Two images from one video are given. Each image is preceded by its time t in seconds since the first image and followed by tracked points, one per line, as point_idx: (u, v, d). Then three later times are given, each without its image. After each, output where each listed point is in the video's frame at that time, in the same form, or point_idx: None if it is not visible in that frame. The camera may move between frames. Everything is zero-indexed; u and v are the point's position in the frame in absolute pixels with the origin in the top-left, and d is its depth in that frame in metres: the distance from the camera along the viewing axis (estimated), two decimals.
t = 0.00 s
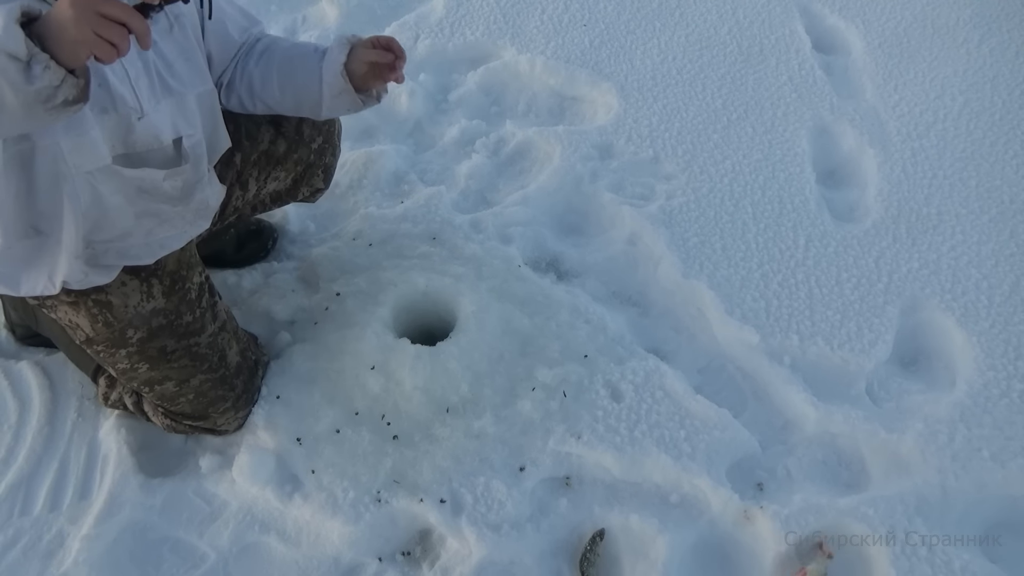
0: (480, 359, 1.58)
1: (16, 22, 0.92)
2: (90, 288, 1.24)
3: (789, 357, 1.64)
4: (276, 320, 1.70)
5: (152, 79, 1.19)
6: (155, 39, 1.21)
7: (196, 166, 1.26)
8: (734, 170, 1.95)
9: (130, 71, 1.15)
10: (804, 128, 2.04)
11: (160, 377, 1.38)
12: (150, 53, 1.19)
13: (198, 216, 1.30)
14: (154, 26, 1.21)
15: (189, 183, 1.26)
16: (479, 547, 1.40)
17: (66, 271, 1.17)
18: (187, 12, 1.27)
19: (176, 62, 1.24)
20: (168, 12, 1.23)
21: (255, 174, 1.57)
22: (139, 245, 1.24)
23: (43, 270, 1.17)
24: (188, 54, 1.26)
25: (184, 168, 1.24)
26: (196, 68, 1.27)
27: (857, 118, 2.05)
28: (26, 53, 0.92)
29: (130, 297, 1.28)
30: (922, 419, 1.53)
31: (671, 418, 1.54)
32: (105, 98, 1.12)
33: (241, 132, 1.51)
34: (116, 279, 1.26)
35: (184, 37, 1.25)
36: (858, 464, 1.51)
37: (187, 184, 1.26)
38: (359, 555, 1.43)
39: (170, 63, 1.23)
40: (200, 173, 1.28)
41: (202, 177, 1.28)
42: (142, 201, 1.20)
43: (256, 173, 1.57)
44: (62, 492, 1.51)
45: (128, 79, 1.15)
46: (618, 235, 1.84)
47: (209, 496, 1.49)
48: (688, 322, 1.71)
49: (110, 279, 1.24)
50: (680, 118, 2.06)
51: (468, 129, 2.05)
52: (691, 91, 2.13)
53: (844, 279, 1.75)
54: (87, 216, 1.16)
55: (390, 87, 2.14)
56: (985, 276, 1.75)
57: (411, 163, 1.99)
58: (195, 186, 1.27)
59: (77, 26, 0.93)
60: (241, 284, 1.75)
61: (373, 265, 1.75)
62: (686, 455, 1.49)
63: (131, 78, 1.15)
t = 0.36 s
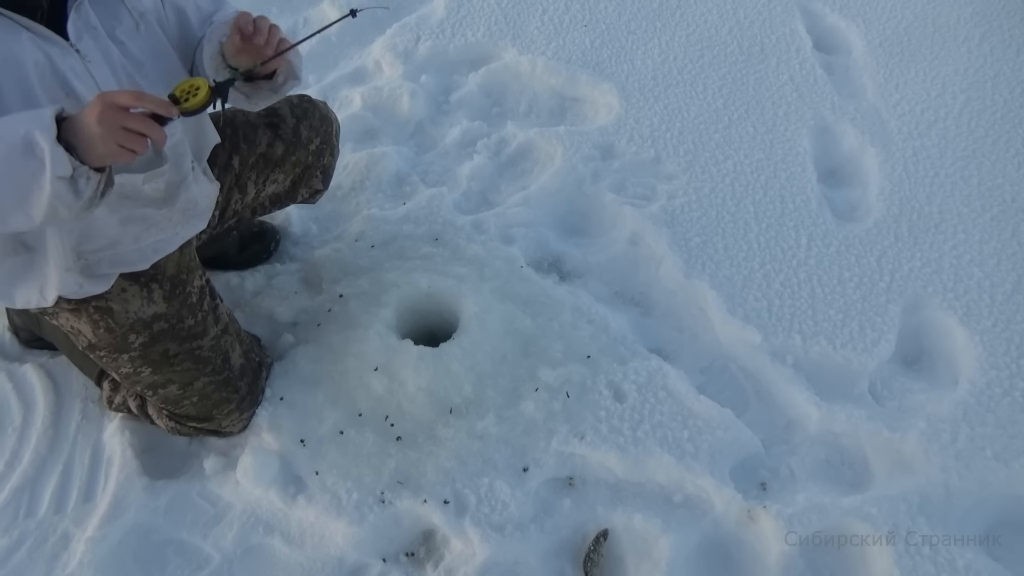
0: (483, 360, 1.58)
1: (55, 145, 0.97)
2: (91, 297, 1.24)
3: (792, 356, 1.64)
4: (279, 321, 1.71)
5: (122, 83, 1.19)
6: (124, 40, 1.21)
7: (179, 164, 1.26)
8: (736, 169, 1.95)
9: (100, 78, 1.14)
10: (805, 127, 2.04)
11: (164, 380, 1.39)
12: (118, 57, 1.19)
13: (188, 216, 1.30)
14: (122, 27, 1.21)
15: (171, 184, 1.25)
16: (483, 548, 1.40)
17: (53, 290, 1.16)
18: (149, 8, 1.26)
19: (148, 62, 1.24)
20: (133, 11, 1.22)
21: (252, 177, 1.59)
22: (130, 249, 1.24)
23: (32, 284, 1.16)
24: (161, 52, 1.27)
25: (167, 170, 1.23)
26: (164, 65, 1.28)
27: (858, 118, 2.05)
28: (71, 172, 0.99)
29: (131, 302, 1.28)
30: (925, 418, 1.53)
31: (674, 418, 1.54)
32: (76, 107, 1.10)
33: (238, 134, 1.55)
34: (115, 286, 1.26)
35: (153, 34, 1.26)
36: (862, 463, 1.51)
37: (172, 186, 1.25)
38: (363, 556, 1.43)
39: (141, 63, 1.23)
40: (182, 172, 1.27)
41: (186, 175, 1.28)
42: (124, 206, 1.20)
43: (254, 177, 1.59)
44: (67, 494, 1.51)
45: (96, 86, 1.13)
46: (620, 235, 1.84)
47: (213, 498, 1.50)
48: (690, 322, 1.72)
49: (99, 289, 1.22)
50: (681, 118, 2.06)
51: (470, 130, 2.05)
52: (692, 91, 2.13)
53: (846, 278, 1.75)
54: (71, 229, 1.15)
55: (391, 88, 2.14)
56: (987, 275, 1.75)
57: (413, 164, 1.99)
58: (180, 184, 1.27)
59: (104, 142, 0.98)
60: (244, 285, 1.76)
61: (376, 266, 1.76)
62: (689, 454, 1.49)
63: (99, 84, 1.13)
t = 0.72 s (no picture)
0: (486, 362, 1.59)
1: (100, 193, 1.07)
2: (96, 304, 1.24)
3: (795, 358, 1.64)
4: (283, 323, 1.71)
5: (114, 94, 1.21)
6: (112, 50, 1.21)
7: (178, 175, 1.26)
8: (739, 172, 1.96)
9: (90, 90, 1.17)
10: (808, 130, 2.04)
11: (168, 383, 1.39)
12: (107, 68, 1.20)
13: (190, 223, 1.29)
14: (111, 37, 1.21)
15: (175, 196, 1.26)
16: (487, 550, 1.40)
17: (39, 294, 1.16)
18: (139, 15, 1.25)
19: (139, 70, 1.25)
20: (122, 20, 1.22)
21: (257, 182, 1.60)
22: (135, 261, 1.23)
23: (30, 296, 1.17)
24: (152, 59, 1.27)
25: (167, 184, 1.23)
26: (157, 72, 1.28)
27: (861, 120, 2.05)
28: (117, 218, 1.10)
29: (134, 306, 1.29)
30: (929, 420, 1.53)
31: (677, 421, 1.54)
32: (66, 122, 1.15)
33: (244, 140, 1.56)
34: (118, 289, 1.26)
35: (142, 40, 1.26)
36: (865, 466, 1.51)
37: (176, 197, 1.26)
38: (367, 558, 1.43)
39: (134, 74, 1.24)
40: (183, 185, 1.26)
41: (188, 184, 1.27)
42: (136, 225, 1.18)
43: (259, 182, 1.60)
44: (71, 495, 1.51)
45: (87, 100, 1.16)
46: (623, 237, 1.85)
47: (217, 499, 1.50)
48: (694, 324, 1.72)
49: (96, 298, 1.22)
50: (684, 120, 2.06)
51: (473, 132, 2.06)
52: (695, 94, 2.13)
53: (849, 281, 1.76)
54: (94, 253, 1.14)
55: (395, 91, 2.14)
56: (990, 277, 1.75)
57: (416, 167, 2.00)
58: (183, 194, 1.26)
59: (136, 183, 1.08)
60: (248, 288, 1.76)
61: (380, 268, 1.76)
62: (693, 456, 1.49)
63: (90, 98, 1.16)
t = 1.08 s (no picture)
0: (489, 363, 1.59)
1: (134, 223, 1.11)
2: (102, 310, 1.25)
3: (797, 359, 1.64)
4: (285, 324, 1.71)
5: (129, 105, 1.23)
6: (129, 62, 1.22)
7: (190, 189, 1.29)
8: (740, 172, 1.96)
9: (107, 103, 1.18)
10: (810, 131, 2.04)
11: (171, 384, 1.39)
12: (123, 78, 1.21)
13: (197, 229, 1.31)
14: (127, 48, 1.22)
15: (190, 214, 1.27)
16: (490, 551, 1.40)
17: (49, 300, 1.16)
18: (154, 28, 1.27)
19: (153, 80, 1.27)
20: (138, 32, 1.24)
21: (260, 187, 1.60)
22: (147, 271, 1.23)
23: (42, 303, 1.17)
24: (164, 70, 1.29)
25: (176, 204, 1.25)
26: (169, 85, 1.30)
27: (863, 121, 2.05)
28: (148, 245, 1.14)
29: (138, 307, 1.29)
30: (931, 420, 1.53)
31: (680, 421, 1.54)
32: (82, 133, 1.16)
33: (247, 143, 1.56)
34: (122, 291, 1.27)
35: (156, 52, 1.27)
36: (868, 466, 1.51)
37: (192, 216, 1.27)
38: (370, 559, 1.43)
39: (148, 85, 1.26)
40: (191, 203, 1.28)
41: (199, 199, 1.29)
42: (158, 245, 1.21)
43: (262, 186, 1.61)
44: (75, 496, 1.52)
45: (102, 111, 1.17)
46: (626, 238, 1.85)
47: (220, 500, 1.50)
48: (696, 325, 1.72)
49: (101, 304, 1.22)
50: (686, 121, 2.06)
51: (475, 133, 2.06)
52: (697, 95, 2.13)
53: (851, 281, 1.76)
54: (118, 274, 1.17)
55: (397, 92, 2.15)
56: (992, 277, 1.75)
57: (418, 168, 2.00)
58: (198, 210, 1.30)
59: (169, 217, 1.12)
60: (251, 289, 1.77)
61: (382, 269, 1.76)
62: (695, 457, 1.49)
63: (106, 110, 1.18)
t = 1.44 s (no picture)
0: (492, 364, 1.59)
1: (169, 255, 1.16)
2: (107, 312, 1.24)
3: (800, 362, 1.64)
4: (289, 325, 1.71)
5: (156, 110, 1.26)
6: (158, 68, 1.26)
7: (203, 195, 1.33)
8: (744, 175, 1.96)
9: (137, 108, 1.21)
10: (815, 133, 2.04)
11: (174, 384, 1.39)
12: (151, 84, 1.24)
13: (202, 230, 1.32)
14: (156, 54, 1.26)
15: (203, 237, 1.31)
16: (492, 553, 1.40)
17: (63, 307, 1.17)
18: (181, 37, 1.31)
19: (177, 85, 1.30)
20: (167, 39, 1.27)
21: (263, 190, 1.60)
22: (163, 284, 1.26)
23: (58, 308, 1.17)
24: (186, 77, 1.33)
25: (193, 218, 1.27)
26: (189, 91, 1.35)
27: (867, 124, 2.05)
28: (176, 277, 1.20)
29: (142, 307, 1.29)
30: (935, 425, 1.53)
31: (683, 424, 1.54)
32: (111, 137, 1.18)
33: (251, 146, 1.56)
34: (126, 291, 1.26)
35: (181, 59, 1.31)
36: (871, 470, 1.50)
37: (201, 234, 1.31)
38: (372, 560, 1.43)
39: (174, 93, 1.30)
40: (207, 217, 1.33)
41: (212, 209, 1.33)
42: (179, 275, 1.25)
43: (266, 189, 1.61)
44: (77, 496, 1.52)
45: (131, 115, 1.20)
46: (629, 240, 1.85)
47: (223, 501, 1.50)
48: (699, 328, 1.72)
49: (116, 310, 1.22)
50: (690, 123, 2.06)
51: (479, 135, 2.06)
52: (701, 97, 2.13)
53: (855, 284, 1.75)
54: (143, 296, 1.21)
55: (401, 93, 2.15)
56: (996, 281, 1.75)
57: (422, 169, 2.00)
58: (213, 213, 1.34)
59: (204, 251, 1.19)
60: (254, 290, 1.77)
61: (385, 270, 1.76)
62: (698, 460, 1.49)
63: (135, 115, 1.20)
